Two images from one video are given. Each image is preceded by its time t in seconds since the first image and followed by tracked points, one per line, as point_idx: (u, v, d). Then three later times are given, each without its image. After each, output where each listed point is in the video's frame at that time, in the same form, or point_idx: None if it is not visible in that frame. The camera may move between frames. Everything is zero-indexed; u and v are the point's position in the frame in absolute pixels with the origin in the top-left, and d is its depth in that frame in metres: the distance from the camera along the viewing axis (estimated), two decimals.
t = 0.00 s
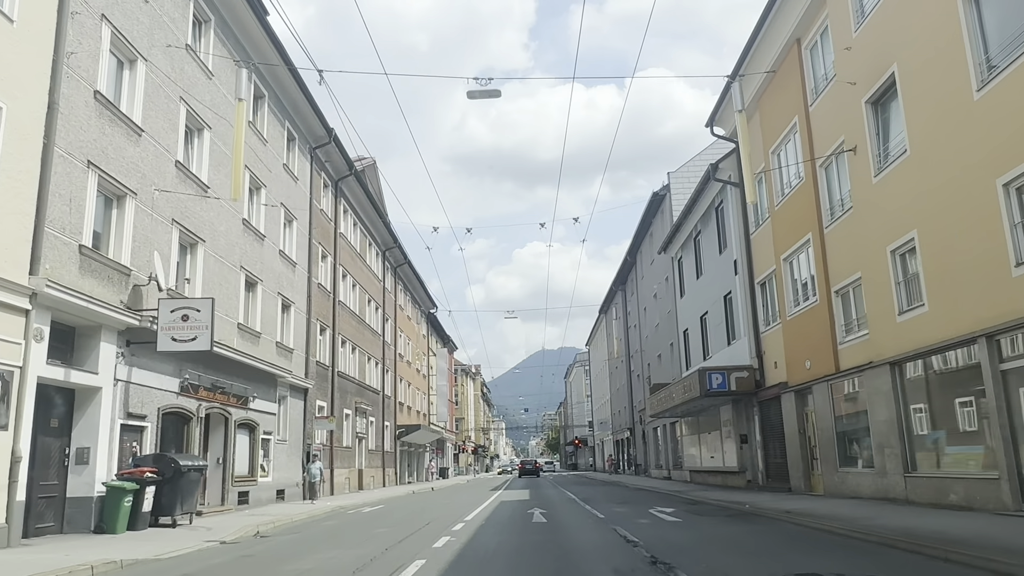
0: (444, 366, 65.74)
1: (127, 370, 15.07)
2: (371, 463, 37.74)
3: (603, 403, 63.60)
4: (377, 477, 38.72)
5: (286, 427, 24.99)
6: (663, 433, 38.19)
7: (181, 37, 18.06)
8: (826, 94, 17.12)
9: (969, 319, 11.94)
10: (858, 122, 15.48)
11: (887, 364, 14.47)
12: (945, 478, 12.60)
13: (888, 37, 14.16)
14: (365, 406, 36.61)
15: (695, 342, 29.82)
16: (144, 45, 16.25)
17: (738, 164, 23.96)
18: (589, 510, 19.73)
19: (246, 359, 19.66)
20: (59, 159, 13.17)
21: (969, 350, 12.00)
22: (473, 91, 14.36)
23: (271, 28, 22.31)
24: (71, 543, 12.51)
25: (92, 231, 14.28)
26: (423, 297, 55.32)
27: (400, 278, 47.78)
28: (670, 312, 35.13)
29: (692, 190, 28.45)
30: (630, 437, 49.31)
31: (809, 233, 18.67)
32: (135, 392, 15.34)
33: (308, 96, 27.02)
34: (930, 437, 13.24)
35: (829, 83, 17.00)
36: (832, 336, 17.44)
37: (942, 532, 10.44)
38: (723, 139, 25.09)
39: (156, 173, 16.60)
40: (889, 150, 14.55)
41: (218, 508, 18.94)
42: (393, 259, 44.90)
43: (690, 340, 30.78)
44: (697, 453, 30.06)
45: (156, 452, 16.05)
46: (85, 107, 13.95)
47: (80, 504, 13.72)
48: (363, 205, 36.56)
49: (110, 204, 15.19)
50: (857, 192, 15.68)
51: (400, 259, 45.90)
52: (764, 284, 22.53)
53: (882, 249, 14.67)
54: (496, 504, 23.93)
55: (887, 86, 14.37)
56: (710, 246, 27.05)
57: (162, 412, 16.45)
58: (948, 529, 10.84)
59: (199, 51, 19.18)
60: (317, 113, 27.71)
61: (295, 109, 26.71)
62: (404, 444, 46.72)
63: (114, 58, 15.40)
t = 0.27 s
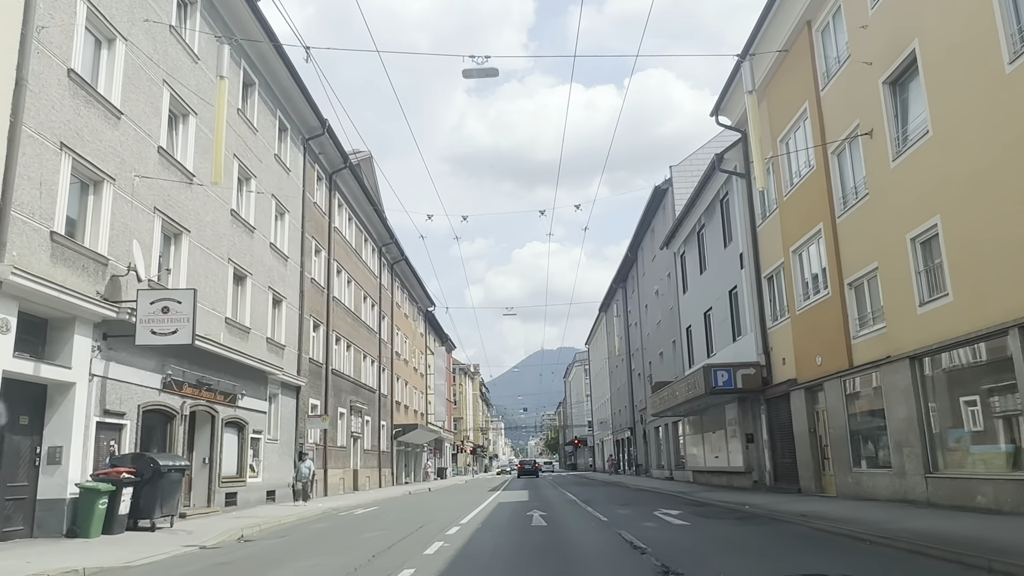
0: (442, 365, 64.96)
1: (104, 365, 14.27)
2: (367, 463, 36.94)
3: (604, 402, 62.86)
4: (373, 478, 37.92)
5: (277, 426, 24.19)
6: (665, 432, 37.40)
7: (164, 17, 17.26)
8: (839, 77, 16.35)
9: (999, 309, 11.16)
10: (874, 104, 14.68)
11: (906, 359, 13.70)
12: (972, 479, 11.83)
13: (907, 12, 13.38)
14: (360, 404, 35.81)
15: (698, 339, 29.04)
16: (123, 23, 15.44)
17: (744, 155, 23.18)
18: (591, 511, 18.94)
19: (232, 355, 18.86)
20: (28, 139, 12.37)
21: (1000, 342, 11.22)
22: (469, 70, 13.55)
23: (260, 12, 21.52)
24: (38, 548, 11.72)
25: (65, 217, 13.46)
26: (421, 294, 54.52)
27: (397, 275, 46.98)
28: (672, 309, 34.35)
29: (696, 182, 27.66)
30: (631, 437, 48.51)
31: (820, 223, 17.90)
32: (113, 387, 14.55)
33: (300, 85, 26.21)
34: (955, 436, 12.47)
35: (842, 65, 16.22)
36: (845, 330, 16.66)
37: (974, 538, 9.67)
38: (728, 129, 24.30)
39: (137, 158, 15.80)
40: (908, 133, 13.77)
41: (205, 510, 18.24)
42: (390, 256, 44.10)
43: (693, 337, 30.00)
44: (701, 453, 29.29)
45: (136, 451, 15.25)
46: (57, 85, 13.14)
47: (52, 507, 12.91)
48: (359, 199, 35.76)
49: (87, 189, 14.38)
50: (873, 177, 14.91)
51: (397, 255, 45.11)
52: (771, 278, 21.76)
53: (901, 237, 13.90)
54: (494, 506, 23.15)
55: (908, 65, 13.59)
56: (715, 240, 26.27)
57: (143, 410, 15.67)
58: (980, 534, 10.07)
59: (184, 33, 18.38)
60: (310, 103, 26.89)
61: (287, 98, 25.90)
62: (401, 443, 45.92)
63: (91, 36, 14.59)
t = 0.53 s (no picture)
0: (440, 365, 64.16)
1: (78, 359, 13.49)
2: (363, 463, 36.16)
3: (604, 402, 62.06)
4: (368, 478, 37.13)
5: (267, 425, 23.40)
6: (667, 432, 36.64)
7: None
8: (853, 59, 15.59)
9: None
10: (893, 85, 13.93)
11: (928, 353, 12.94)
12: (1001, 480, 11.08)
13: None
14: (355, 403, 35.02)
15: (702, 336, 28.28)
16: None
17: (751, 145, 22.42)
18: (592, 513, 18.19)
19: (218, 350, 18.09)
20: None
21: None
22: (464, 47, 12.79)
23: None
24: (1, 553, 10.93)
25: (35, 201, 12.68)
26: (419, 292, 53.74)
27: (394, 272, 46.19)
28: (675, 306, 33.57)
29: (700, 175, 26.89)
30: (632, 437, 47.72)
31: (832, 213, 17.15)
32: (88, 383, 13.77)
33: (293, 73, 25.43)
34: (981, 434, 11.71)
35: (857, 46, 15.46)
36: (859, 323, 15.90)
37: (1010, 544, 8.91)
38: (734, 118, 23.54)
39: (116, 142, 15.02)
40: (929, 115, 13.01)
41: (188, 512, 17.38)
42: (386, 253, 43.31)
43: (697, 334, 29.23)
44: (705, 453, 28.52)
45: (114, 451, 14.48)
46: (27, 61, 12.37)
47: (20, 509, 12.12)
48: (354, 193, 34.97)
49: (61, 173, 13.60)
50: (891, 162, 14.16)
51: (394, 252, 44.32)
52: (780, 272, 21.00)
53: (922, 224, 13.14)
54: (492, 507, 22.39)
55: (929, 42, 12.84)
56: (720, 234, 25.51)
57: (121, 407, 14.90)
58: (1014, 539, 9.32)
59: (168, 14, 17.61)
60: (303, 93, 26.12)
61: (279, 87, 25.13)
62: (398, 443, 45.13)
63: (66, 12, 13.82)
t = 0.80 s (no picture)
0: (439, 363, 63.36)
1: (50, 353, 12.70)
2: (358, 463, 35.39)
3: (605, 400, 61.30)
4: (364, 478, 36.36)
5: (258, 423, 22.63)
6: (669, 431, 35.89)
7: None
8: (870, 38, 14.83)
9: None
10: (914, 63, 13.17)
11: (952, 346, 12.18)
12: None
13: None
14: (351, 402, 34.25)
15: (706, 332, 27.52)
16: None
17: (759, 133, 21.66)
18: (594, 515, 17.43)
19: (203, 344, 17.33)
20: None
21: None
22: (459, 21, 12.02)
23: None
24: None
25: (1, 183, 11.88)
26: (416, 290, 52.97)
27: (391, 269, 45.41)
28: (678, 302, 32.80)
29: (704, 166, 26.13)
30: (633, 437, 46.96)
31: (846, 201, 16.39)
32: (61, 377, 12.99)
33: (285, 61, 24.65)
34: (1010, 431, 10.95)
35: (874, 24, 14.71)
36: (875, 316, 15.15)
37: None
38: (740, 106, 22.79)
39: (92, 124, 14.24)
40: (954, 92, 12.26)
41: (172, 515, 16.58)
42: (383, 248, 42.53)
43: (701, 330, 28.48)
44: (709, 453, 27.76)
45: (89, 449, 13.72)
46: None
47: None
48: (350, 187, 34.19)
49: (32, 155, 12.82)
50: (912, 144, 13.41)
51: (391, 248, 43.53)
52: (789, 264, 20.24)
53: (946, 209, 12.38)
54: (490, 508, 21.63)
55: (955, 14, 12.09)
56: (725, 227, 24.76)
57: (98, 404, 14.13)
58: None
59: None
60: (295, 81, 25.36)
61: (270, 75, 24.37)
62: (395, 443, 44.34)
63: None
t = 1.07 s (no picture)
0: (437, 362, 62.56)
1: (18, 346, 11.90)
2: (354, 463, 34.60)
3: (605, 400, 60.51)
4: (360, 479, 35.56)
5: (247, 421, 21.83)
6: (671, 431, 35.11)
7: None
8: (889, 15, 14.09)
9: None
10: (938, 38, 12.41)
11: (980, 337, 11.41)
12: None
13: None
14: (346, 401, 33.46)
15: (711, 329, 26.75)
16: None
17: (767, 121, 20.89)
18: (595, 517, 16.64)
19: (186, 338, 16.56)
20: None
21: None
22: None
23: None
24: None
25: None
26: (414, 287, 52.19)
27: (388, 265, 44.62)
28: (680, 298, 32.03)
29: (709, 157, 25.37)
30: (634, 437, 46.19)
31: (860, 188, 15.63)
32: (30, 372, 12.20)
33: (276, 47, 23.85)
34: None
35: None
36: (893, 308, 14.39)
37: None
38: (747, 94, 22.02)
39: (66, 103, 13.45)
40: (981, 68, 11.51)
41: (152, 517, 15.84)
42: (379, 244, 41.74)
43: (705, 327, 27.71)
44: (713, 452, 26.98)
45: (61, 448, 12.93)
46: None
47: None
48: (345, 181, 33.41)
49: None
50: (935, 124, 12.67)
51: (387, 244, 42.75)
52: (799, 256, 19.48)
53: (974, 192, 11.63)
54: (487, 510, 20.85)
55: None
56: (730, 219, 23.99)
57: (72, 400, 13.35)
58: None
59: None
60: (287, 69, 24.57)
61: (261, 63, 23.58)
62: (392, 442, 43.54)
63: None
